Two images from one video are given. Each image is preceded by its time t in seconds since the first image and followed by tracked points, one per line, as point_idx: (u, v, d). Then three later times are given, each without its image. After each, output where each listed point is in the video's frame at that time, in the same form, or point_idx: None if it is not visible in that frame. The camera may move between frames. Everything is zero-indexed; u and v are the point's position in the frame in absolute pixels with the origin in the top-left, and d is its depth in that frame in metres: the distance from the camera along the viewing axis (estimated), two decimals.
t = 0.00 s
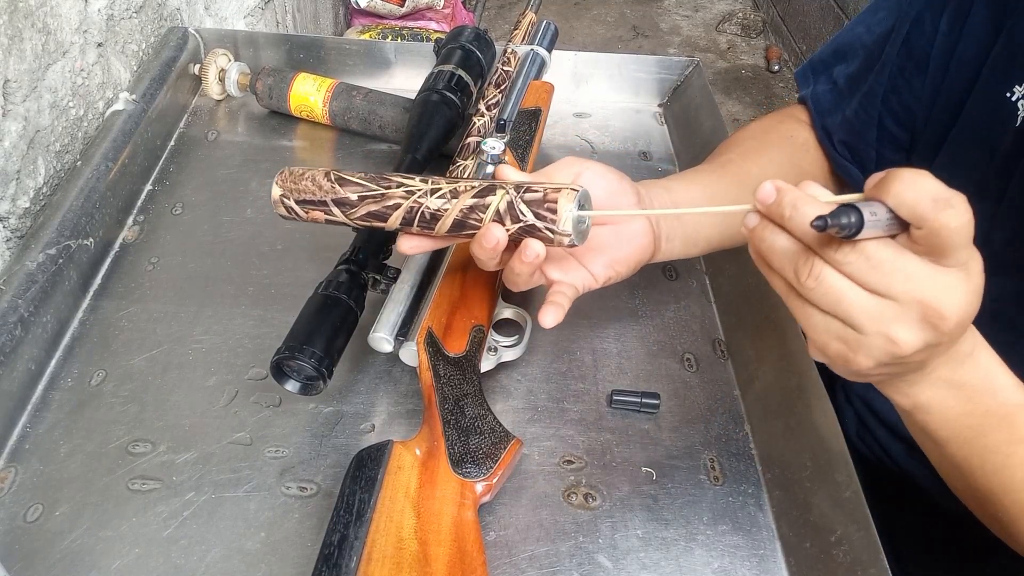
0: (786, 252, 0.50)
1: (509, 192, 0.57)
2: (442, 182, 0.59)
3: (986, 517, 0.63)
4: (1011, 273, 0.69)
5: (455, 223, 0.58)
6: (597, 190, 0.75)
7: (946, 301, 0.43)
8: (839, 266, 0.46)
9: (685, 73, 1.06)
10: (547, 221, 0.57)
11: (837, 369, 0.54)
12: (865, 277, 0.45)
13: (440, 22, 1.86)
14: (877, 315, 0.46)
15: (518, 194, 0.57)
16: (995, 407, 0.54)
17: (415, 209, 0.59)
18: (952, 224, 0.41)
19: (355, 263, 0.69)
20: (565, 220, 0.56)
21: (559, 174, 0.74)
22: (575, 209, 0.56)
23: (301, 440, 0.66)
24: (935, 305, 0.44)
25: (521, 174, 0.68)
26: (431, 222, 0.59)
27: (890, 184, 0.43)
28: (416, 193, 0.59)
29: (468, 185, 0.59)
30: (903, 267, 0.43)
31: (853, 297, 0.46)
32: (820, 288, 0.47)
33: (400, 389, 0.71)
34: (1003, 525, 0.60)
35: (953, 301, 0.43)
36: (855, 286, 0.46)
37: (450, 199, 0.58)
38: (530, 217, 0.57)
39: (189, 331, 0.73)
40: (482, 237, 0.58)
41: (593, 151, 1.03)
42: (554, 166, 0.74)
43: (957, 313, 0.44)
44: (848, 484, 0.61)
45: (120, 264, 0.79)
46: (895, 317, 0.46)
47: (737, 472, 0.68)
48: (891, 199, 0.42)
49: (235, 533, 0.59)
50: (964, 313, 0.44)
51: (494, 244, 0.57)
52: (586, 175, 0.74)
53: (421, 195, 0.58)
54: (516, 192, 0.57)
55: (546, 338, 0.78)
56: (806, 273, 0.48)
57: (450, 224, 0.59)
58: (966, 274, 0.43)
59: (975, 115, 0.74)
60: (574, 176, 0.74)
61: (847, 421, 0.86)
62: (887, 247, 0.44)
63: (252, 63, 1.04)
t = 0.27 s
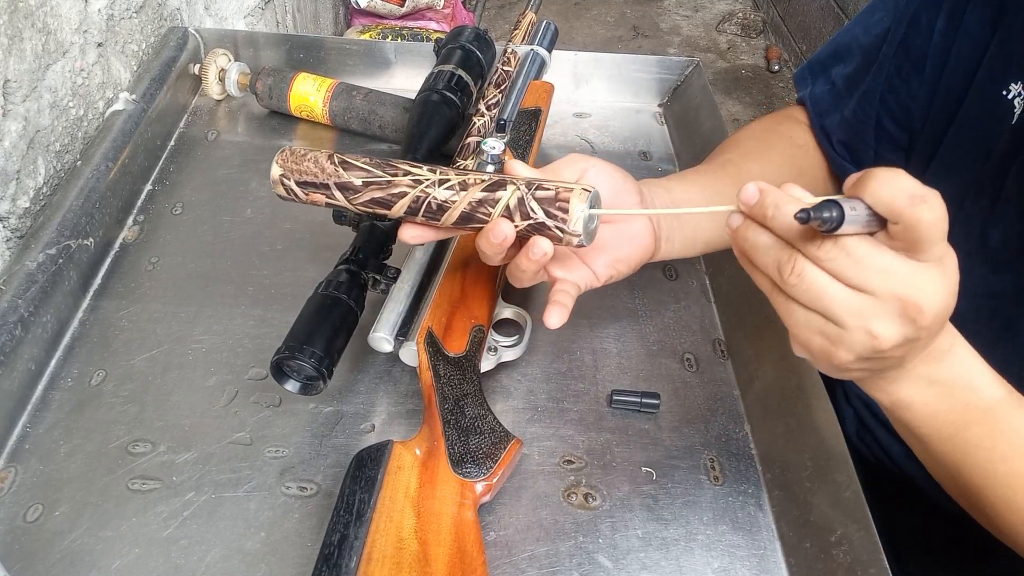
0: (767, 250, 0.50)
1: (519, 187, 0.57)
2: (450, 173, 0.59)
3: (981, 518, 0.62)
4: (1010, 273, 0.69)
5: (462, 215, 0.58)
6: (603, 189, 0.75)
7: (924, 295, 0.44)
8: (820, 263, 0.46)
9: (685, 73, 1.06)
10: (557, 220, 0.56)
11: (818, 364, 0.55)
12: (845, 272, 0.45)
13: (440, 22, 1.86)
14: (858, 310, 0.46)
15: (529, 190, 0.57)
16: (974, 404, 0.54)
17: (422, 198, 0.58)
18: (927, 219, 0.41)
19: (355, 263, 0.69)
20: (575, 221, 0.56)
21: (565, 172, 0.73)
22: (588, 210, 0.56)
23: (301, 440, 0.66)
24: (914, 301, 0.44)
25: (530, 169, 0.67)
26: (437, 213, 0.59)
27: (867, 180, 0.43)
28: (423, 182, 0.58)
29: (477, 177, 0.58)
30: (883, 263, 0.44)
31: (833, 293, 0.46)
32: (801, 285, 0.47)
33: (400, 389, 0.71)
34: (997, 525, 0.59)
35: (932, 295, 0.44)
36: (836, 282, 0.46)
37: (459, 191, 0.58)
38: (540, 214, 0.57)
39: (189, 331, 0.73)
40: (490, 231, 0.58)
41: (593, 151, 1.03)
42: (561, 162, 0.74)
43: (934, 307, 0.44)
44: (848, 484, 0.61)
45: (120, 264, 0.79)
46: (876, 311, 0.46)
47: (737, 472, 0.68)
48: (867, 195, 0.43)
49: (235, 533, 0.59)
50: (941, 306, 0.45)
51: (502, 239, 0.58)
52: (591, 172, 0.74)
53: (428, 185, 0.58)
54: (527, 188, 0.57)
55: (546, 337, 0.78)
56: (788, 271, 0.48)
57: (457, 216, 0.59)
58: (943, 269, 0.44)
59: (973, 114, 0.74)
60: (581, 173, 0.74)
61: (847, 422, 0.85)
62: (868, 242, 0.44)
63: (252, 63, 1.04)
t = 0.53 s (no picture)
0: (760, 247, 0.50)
1: (517, 188, 0.57)
2: (449, 172, 0.59)
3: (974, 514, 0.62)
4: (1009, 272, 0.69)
5: (460, 213, 0.58)
6: (602, 188, 0.74)
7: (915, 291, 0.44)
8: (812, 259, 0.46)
9: (685, 73, 1.06)
10: (553, 220, 0.56)
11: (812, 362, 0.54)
12: (836, 268, 0.45)
13: (440, 22, 1.86)
14: (850, 307, 0.46)
15: (527, 191, 0.57)
16: (966, 401, 0.54)
17: (421, 196, 0.58)
18: (917, 213, 0.41)
19: (355, 263, 0.69)
20: (571, 222, 0.56)
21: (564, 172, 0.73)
22: (583, 210, 0.56)
23: (301, 440, 0.66)
24: (904, 295, 0.44)
25: (530, 169, 0.67)
26: (435, 211, 0.59)
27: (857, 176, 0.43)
28: (422, 180, 0.59)
29: (476, 176, 0.58)
30: (874, 259, 0.44)
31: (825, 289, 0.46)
32: (793, 281, 0.48)
33: (400, 389, 0.71)
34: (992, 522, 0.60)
35: (923, 291, 0.44)
36: (828, 279, 0.46)
37: (457, 189, 0.58)
38: (537, 215, 0.57)
39: (189, 331, 0.73)
40: (486, 231, 0.58)
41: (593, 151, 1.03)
42: (561, 162, 0.74)
43: (925, 302, 0.44)
44: (848, 484, 0.61)
45: (120, 264, 0.79)
46: (868, 308, 0.46)
47: (737, 472, 0.68)
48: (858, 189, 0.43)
49: (235, 533, 0.59)
50: (933, 302, 0.45)
51: (498, 238, 0.58)
52: (591, 173, 0.74)
53: (427, 183, 0.58)
54: (524, 189, 0.57)
55: (546, 337, 0.78)
56: (780, 267, 0.48)
57: (456, 214, 0.59)
58: (933, 264, 0.44)
59: (972, 113, 0.74)
60: (580, 173, 0.74)
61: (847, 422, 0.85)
62: (859, 238, 0.44)
63: (252, 63, 1.04)
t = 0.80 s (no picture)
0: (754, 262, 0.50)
1: (515, 185, 0.58)
2: (450, 164, 0.59)
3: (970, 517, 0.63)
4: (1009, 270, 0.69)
5: (459, 206, 0.58)
6: (604, 185, 0.74)
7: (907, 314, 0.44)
8: (806, 277, 0.46)
9: (685, 73, 1.06)
10: (550, 219, 0.57)
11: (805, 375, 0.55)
12: (830, 288, 0.45)
13: (440, 22, 1.86)
14: (843, 326, 0.47)
15: (525, 187, 0.57)
16: (960, 409, 0.54)
17: (421, 186, 0.58)
18: (911, 237, 0.40)
19: (355, 263, 0.69)
20: (566, 221, 0.56)
21: (566, 169, 0.73)
22: (579, 210, 0.56)
23: (301, 440, 0.66)
24: (897, 318, 0.44)
25: (530, 164, 0.65)
26: (434, 202, 0.59)
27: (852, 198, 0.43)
28: (424, 170, 0.58)
29: (476, 170, 0.58)
30: (867, 280, 0.44)
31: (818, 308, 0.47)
32: (787, 299, 0.48)
33: (400, 389, 0.71)
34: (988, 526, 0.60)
35: (915, 313, 0.44)
36: (821, 297, 0.46)
37: (456, 182, 0.58)
38: (533, 213, 0.57)
39: (189, 331, 0.73)
40: (483, 224, 0.57)
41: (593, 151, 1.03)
42: (563, 159, 0.73)
43: (918, 324, 0.44)
44: (848, 484, 0.61)
45: (120, 264, 0.79)
46: (860, 327, 0.46)
47: (737, 472, 0.68)
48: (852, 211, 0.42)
49: (235, 533, 0.59)
50: (924, 324, 0.45)
51: (494, 233, 0.57)
52: (593, 170, 0.74)
53: (428, 174, 0.58)
54: (523, 185, 0.57)
55: (546, 337, 0.78)
56: (775, 284, 0.48)
57: (454, 207, 0.59)
58: (927, 286, 0.44)
59: (972, 113, 0.74)
60: (582, 171, 0.73)
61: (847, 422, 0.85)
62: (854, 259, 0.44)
63: (252, 64, 1.04)
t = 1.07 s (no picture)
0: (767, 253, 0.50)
1: (517, 174, 0.57)
2: (451, 156, 0.59)
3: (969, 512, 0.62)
4: (1009, 270, 0.69)
5: (461, 198, 0.58)
6: (608, 179, 0.74)
7: (921, 308, 0.44)
8: (822, 269, 0.46)
9: (685, 73, 1.06)
10: (553, 207, 0.57)
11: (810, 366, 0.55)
12: (846, 279, 0.45)
13: (440, 22, 1.86)
14: (855, 318, 0.47)
15: (527, 176, 0.57)
16: (961, 406, 0.54)
17: (423, 179, 0.58)
18: (932, 232, 0.41)
19: (355, 263, 0.69)
20: (570, 209, 0.56)
21: (569, 163, 0.73)
22: (583, 195, 0.56)
23: (301, 440, 0.66)
24: (910, 312, 0.44)
25: (532, 155, 0.64)
26: (437, 195, 0.59)
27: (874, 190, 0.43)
28: (425, 164, 0.58)
29: (477, 161, 0.58)
30: (884, 272, 0.44)
31: (833, 299, 0.46)
32: (801, 289, 0.48)
33: (400, 389, 0.71)
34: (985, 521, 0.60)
35: (929, 307, 0.44)
36: (836, 289, 0.46)
37: (458, 174, 0.58)
38: (536, 201, 0.57)
39: (189, 331, 0.73)
40: (485, 215, 0.57)
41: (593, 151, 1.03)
42: (565, 153, 0.73)
43: (929, 319, 0.45)
44: (848, 484, 0.61)
45: (120, 264, 0.79)
46: (872, 320, 0.46)
47: (737, 472, 0.68)
48: (876, 203, 0.42)
49: (235, 533, 0.59)
50: (935, 319, 0.45)
51: (497, 223, 0.57)
52: (596, 164, 0.74)
53: (430, 167, 0.58)
54: (524, 174, 0.57)
55: (546, 337, 0.78)
56: (789, 274, 0.48)
57: (457, 199, 0.59)
58: (939, 281, 0.44)
59: (971, 113, 0.74)
60: (585, 164, 0.73)
61: (847, 422, 0.85)
62: (872, 250, 0.44)
63: (252, 64, 1.04)
